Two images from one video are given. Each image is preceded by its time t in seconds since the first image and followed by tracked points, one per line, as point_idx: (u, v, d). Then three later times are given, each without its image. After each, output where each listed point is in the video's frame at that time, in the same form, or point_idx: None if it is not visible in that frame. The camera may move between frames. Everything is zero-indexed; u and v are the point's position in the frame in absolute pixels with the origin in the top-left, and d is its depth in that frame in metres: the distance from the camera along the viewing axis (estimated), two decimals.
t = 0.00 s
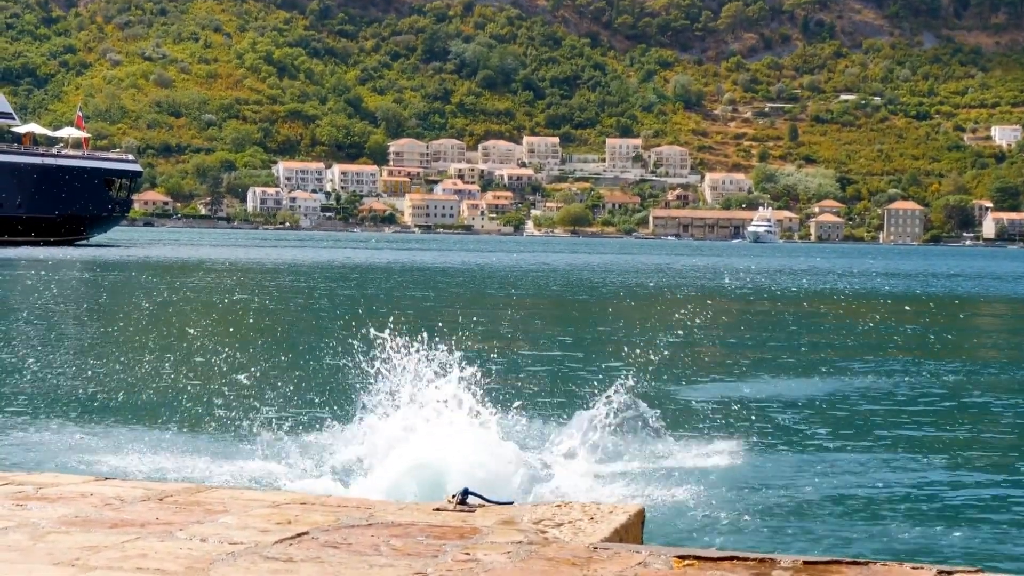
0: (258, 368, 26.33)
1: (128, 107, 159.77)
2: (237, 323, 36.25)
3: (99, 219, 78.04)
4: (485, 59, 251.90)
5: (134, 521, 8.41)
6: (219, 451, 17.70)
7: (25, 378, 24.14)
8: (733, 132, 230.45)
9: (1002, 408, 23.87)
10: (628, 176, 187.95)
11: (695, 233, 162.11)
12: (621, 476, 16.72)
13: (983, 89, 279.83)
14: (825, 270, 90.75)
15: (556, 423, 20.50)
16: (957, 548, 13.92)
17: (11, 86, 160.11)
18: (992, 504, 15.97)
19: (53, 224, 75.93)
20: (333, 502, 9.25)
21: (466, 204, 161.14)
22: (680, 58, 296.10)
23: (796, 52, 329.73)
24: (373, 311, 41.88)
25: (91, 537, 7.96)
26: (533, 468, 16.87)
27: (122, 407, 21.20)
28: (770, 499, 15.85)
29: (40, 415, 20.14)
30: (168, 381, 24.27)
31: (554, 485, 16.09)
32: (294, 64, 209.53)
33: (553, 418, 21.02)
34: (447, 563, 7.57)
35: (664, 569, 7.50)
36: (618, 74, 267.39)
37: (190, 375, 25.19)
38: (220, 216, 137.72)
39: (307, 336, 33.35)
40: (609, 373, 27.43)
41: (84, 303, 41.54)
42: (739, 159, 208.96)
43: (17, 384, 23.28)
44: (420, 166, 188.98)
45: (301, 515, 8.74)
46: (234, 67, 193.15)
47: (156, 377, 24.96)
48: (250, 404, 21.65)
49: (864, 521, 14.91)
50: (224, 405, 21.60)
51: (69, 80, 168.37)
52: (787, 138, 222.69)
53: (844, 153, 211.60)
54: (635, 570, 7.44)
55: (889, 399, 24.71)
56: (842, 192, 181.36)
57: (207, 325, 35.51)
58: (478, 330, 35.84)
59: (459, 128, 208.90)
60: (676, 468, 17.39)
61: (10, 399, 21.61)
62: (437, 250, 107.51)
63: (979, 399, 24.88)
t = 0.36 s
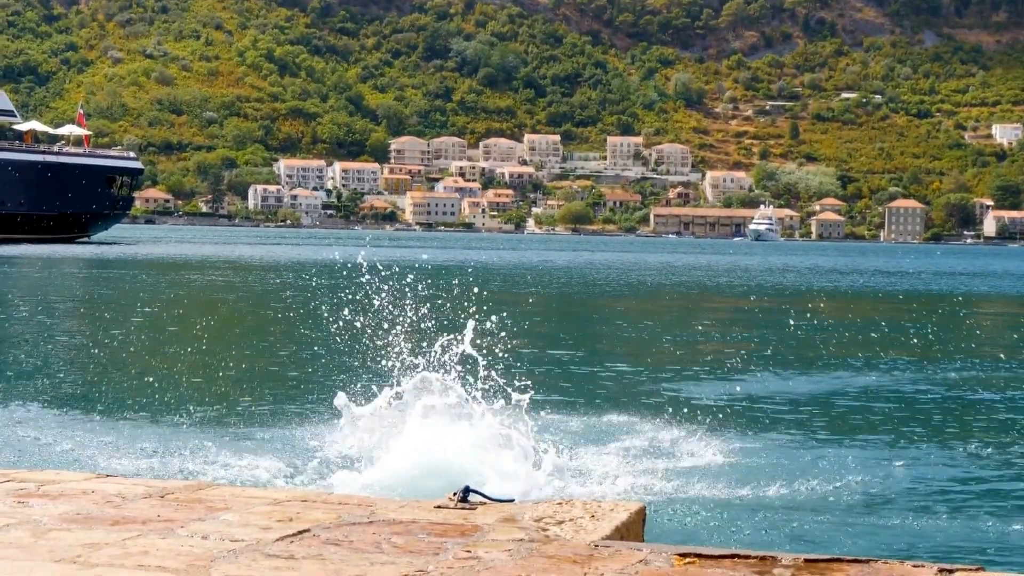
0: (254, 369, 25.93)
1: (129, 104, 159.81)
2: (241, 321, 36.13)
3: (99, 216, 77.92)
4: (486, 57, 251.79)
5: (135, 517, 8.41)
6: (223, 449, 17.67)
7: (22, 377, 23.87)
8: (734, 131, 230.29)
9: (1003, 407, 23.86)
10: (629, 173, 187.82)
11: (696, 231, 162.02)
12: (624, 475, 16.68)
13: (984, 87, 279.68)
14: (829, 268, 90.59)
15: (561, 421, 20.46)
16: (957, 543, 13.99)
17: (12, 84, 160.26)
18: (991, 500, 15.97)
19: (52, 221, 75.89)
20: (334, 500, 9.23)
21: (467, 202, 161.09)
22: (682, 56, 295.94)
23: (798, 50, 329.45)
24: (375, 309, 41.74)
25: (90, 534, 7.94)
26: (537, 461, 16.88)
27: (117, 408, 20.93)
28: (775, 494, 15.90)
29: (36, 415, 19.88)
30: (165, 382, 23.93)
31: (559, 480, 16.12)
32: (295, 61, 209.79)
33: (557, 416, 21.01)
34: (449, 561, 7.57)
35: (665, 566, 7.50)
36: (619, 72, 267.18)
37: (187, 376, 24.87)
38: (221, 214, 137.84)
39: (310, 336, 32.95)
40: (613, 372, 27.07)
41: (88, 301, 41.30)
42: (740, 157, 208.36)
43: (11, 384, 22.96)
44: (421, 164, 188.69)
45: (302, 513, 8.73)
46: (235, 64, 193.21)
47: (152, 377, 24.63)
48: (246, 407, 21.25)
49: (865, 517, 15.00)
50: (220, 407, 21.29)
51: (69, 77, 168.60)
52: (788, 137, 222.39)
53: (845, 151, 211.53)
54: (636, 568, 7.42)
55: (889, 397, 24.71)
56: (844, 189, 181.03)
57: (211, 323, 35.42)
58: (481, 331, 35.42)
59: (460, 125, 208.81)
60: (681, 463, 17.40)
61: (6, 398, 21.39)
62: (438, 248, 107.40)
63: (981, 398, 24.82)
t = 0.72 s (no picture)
0: (256, 368, 25.81)
1: (130, 104, 159.72)
2: (243, 321, 35.93)
3: (100, 214, 77.83)
4: (487, 57, 251.62)
5: (133, 518, 8.42)
6: (222, 448, 17.63)
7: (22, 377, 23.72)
8: (735, 130, 230.21)
9: (1005, 406, 23.85)
10: (630, 172, 187.65)
11: (697, 230, 162.04)
12: (629, 473, 16.66)
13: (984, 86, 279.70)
14: (829, 267, 90.57)
15: (564, 421, 20.46)
16: (956, 541, 14.03)
17: (13, 83, 160.32)
18: (993, 501, 15.93)
19: (52, 220, 75.80)
20: (333, 499, 9.23)
21: (468, 201, 161.04)
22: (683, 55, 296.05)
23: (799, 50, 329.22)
24: (377, 309, 41.52)
25: (89, 533, 7.93)
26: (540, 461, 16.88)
27: (117, 408, 20.80)
28: (775, 494, 15.95)
29: (35, 416, 19.73)
30: (166, 381, 23.80)
31: (562, 479, 16.11)
32: (296, 61, 209.96)
33: (559, 415, 21.04)
34: (449, 560, 7.58)
35: (666, 566, 7.48)
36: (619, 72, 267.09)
37: (188, 375, 24.74)
38: (222, 213, 138.01)
39: (312, 334, 32.78)
40: (618, 372, 26.92)
41: (90, 301, 41.09)
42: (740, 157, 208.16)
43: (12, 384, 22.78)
44: (421, 163, 188.36)
45: (302, 511, 8.73)
46: (236, 63, 193.53)
47: (148, 376, 24.46)
48: (247, 407, 21.09)
49: (865, 513, 15.05)
50: (222, 406, 21.14)
51: (70, 76, 168.73)
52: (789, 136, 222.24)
53: (846, 151, 211.37)
54: (636, 568, 7.42)
55: (891, 395, 24.72)
56: (844, 189, 180.82)
57: (212, 322, 35.30)
58: (483, 329, 35.28)
59: (461, 124, 208.59)
60: (684, 462, 17.43)
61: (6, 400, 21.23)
62: (438, 247, 107.30)
63: (984, 397, 24.82)
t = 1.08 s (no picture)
0: (260, 368, 25.85)
1: (130, 104, 159.82)
2: (246, 320, 35.95)
3: (101, 214, 77.67)
4: (488, 57, 251.89)
5: (136, 518, 8.41)
6: (225, 448, 17.62)
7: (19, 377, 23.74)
8: (735, 130, 229.95)
9: (1007, 407, 23.84)
10: (631, 173, 187.69)
11: (697, 231, 162.07)
12: (631, 474, 16.69)
13: (986, 87, 279.58)
14: (831, 268, 90.55)
15: (569, 421, 20.47)
16: (954, 539, 14.06)
17: (14, 83, 160.53)
18: (994, 500, 15.94)
19: (54, 221, 75.69)
20: (335, 500, 9.23)
21: (468, 201, 161.12)
22: (683, 56, 296.30)
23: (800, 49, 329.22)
24: (380, 309, 41.57)
25: (91, 533, 7.91)
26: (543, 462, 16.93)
27: (117, 408, 20.81)
28: (777, 493, 15.97)
29: (30, 416, 19.72)
30: (169, 381, 23.84)
31: (569, 479, 16.13)
32: (297, 61, 210.27)
33: (561, 415, 21.12)
34: (450, 560, 7.58)
35: (667, 565, 7.49)
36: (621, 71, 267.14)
37: (188, 375, 24.78)
38: (223, 213, 138.23)
39: (312, 334, 32.85)
40: (620, 372, 26.95)
41: (91, 301, 41.12)
42: (741, 157, 208.07)
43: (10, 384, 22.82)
44: (422, 163, 188.25)
45: (303, 513, 8.73)
46: (237, 63, 193.99)
47: (152, 376, 24.53)
48: (246, 408, 21.09)
49: (866, 513, 15.08)
50: (221, 406, 21.15)
51: (71, 76, 169.05)
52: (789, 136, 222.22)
53: (846, 151, 211.40)
54: (636, 568, 7.42)
55: (893, 395, 24.77)
56: (845, 189, 180.75)
57: (215, 322, 35.34)
58: (486, 329, 35.36)
59: (462, 125, 208.72)
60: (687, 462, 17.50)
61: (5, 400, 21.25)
62: (440, 248, 107.41)
63: (987, 397, 24.83)
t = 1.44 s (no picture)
0: (264, 368, 26.07)
1: (132, 105, 159.75)
2: (247, 321, 36.20)
3: (102, 215, 77.74)
4: (488, 58, 252.06)
5: (137, 519, 8.42)
6: (226, 449, 17.72)
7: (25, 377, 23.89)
8: (737, 131, 229.75)
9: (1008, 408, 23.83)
10: (632, 174, 187.73)
11: (698, 232, 161.95)
12: (634, 474, 16.72)
13: (987, 88, 279.46)
14: (832, 269, 90.73)
15: (570, 422, 20.51)
16: (947, 538, 14.19)
17: (15, 84, 160.81)
18: (994, 501, 15.98)
19: (55, 222, 75.69)
20: (337, 501, 9.24)
21: (469, 202, 161.19)
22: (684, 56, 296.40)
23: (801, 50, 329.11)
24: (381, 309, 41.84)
25: (94, 535, 7.92)
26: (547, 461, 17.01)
27: (123, 407, 20.95)
28: (778, 493, 16.08)
29: (29, 417, 19.78)
30: (173, 380, 24.06)
31: (567, 479, 16.12)
32: (298, 62, 210.47)
33: (567, 415, 21.16)
34: (451, 562, 7.57)
35: (668, 568, 7.50)
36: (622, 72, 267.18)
37: (193, 375, 24.95)
38: (224, 214, 138.44)
39: (313, 335, 33.11)
40: (627, 372, 27.06)
41: (94, 301, 41.57)
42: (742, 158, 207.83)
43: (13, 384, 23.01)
44: (424, 165, 188.25)
45: (305, 513, 8.72)
46: (238, 65, 194.31)
47: (159, 376, 24.77)
48: (255, 407, 21.23)
49: (867, 514, 15.14)
50: (226, 405, 21.36)
51: (73, 77, 169.29)
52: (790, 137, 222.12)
53: (848, 152, 211.38)
54: (638, 570, 7.43)
55: (894, 396, 24.85)
56: (846, 190, 180.70)
57: (218, 323, 35.57)
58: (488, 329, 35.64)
59: (463, 125, 208.78)
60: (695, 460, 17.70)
61: (5, 399, 21.35)
62: (442, 249, 107.48)
63: (989, 399, 24.86)
